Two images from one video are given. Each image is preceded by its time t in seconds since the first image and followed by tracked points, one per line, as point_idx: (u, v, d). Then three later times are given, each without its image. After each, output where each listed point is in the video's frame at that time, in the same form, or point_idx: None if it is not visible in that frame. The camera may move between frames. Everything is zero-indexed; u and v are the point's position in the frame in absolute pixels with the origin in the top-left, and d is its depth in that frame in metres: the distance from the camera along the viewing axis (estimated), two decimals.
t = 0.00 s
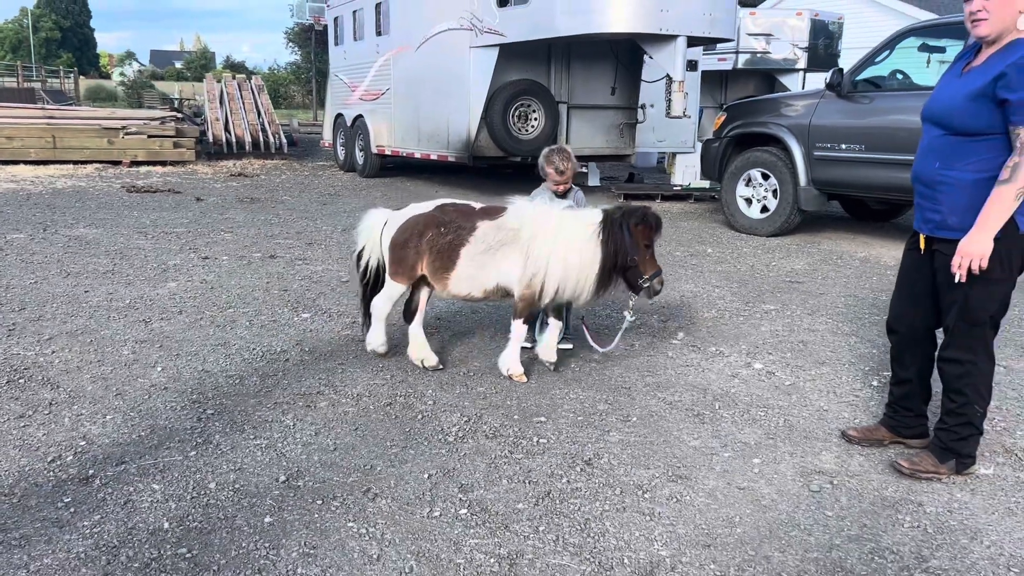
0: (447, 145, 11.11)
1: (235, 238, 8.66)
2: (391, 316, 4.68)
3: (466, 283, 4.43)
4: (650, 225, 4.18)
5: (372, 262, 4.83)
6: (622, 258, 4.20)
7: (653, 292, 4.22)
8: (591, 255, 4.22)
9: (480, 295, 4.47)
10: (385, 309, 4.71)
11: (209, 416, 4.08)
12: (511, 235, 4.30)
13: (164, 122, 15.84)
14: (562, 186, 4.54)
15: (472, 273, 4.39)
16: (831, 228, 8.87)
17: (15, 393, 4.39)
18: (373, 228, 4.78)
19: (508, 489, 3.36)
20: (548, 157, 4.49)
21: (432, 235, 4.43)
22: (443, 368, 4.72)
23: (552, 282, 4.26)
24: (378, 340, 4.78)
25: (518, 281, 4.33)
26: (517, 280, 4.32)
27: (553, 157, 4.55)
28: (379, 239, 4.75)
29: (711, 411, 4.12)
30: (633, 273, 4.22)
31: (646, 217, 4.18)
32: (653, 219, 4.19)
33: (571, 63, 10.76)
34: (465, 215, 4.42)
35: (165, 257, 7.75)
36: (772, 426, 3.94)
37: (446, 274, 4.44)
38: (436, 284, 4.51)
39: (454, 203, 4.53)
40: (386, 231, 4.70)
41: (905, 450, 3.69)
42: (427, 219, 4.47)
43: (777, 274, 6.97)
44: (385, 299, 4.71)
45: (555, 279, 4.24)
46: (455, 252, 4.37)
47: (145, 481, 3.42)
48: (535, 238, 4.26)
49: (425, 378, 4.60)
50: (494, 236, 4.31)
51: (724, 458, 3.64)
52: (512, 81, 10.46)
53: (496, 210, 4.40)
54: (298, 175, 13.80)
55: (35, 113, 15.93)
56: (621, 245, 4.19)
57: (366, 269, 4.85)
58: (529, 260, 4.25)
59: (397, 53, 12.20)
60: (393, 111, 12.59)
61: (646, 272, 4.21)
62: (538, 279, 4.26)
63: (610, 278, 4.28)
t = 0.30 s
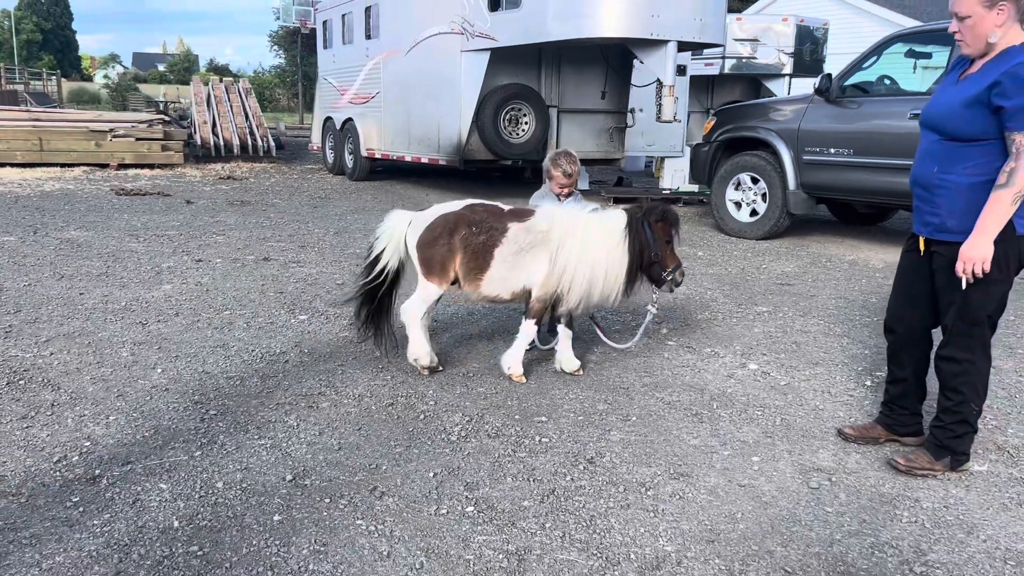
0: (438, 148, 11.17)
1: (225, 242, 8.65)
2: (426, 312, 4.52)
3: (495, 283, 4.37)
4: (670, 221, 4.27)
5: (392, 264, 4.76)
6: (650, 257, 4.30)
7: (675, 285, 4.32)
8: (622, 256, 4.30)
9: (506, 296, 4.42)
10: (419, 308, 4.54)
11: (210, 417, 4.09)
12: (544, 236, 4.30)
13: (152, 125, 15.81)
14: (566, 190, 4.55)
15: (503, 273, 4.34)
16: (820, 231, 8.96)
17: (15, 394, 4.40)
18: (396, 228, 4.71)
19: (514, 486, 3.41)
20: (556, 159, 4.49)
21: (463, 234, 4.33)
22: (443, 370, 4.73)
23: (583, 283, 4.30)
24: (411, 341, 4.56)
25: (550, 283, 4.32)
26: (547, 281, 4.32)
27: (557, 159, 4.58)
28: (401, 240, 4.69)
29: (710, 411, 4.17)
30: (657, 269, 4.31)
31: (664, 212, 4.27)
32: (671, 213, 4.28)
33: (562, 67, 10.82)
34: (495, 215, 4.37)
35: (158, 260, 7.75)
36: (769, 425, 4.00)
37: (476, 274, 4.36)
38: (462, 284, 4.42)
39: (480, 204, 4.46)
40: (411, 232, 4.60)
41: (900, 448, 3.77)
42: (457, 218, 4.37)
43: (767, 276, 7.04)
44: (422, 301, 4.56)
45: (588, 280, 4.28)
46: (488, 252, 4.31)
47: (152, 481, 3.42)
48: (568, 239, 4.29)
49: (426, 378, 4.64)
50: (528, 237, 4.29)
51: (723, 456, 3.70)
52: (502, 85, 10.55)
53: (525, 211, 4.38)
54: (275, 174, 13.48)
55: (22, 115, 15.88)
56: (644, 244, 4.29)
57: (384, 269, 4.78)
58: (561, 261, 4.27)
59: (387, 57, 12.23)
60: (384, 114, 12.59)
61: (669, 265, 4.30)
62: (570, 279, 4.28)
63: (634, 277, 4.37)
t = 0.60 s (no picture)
0: (409, 124, 9.19)
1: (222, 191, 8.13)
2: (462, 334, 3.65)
3: (529, 283, 3.55)
4: (722, 204, 3.63)
5: (397, 270, 3.73)
6: (702, 249, 3.62)
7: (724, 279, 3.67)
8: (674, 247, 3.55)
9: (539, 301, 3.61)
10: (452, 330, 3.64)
11: (145, 424, 3.37)
12: (586, 223, 3.51)
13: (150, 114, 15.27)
14: (575, 172, 3.84)
15: (538, 271, 3.53)
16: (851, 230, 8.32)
17: None
18: (401, 228, 3.65)
19: (517, 527, 2.83)
20: (572, 133, 3.76)
21: (491, 222, 3.50)
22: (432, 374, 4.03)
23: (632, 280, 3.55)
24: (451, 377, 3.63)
25: (595, 281, 3.55)
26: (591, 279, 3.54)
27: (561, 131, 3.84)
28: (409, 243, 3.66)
29: (747, 437, 3.45)
30: (709, 261, 3.64)
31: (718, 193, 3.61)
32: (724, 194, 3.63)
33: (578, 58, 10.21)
34: (526, 199, 3.56)
35: (143, 209, 7.16)
36: (819, 452, 3.36)
37: (505, 272, 3.53)
38: (487, 286, 3.57)
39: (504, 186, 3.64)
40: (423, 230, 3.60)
41: (974, 479, 3.16)
42: (482, 203, 3.54)
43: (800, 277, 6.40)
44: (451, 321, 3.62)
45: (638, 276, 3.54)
46: (521, 245, 3.49)
47: (82, 520, 2.77)
48: (615, 227, 3.51)
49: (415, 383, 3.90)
50: (568, 224, 3.49)
51: (765, 490, 3.09)
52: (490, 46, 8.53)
53: (559, 194, 3.57)
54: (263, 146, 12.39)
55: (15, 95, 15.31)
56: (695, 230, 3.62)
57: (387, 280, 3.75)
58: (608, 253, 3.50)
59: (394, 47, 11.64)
60: (341, 81, 10.37)
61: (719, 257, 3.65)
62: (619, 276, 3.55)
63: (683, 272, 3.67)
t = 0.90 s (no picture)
0: (387, 117, 8.45)
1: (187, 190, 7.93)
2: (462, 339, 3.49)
3: (559, 284, 3.42)
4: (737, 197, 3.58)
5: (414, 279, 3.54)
6: (723, 245, 3.57)
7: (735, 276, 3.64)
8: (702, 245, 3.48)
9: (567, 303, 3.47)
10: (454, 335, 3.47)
11: (115, 434, 3.21)
12: (616, 221, 3.40)
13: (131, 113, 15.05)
14: (559, 165, 3.69)
15: (570, 271, 3.40)
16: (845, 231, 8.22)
17: None
18: (416, 231, 3.48)
19: (511, 540, 2.69)
20: (560, 124, 3.60)
21: (518, 222, 3.36)
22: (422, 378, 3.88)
23: (663, 280, 3.46)
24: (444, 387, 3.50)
25: (626, 282, 3.44)
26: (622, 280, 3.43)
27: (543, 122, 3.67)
28: (424, 245, 3.47)
29: (749, 445, 3.33)
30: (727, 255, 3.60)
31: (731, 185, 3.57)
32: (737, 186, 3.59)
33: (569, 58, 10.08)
34: (551, 198, 3.44)
35: (116, 208, 6.98)
36: (823, 461, 3.22)
37: (533, 273, 3.40)
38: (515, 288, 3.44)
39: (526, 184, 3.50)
40: (441, 232, 3.43)
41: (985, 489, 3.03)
42: (507, 201, 3.39)
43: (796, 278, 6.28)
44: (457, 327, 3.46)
45: (670, 275, 3.45)
46: (552, 244, 3.36)
47: (49, 533, 2.61)
48: (646, 225, 3.42)
49: (402, 385, 3.75)
50: (598, 223, 3.38)
51: (768, 501, 2.95)
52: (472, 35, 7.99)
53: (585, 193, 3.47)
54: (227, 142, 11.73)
55: None
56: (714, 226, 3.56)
57: (406, 288, 3.56)
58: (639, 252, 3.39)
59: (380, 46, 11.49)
60: (312, 72, 9.56)
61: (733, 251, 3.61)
62: (652, 275, 3.44)
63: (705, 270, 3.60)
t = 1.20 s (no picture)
0: (358, 107, 8.20)
1: (138, 185, 7.70)
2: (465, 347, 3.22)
3: (593, 287, 3.24)
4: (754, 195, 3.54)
5: (438, 289, 3.24)
6: (747, 245, 3.52)
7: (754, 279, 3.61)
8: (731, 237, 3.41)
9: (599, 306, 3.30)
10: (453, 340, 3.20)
11: (66, 449, 3.00)
12: (647, 216, 3.28)
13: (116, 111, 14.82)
14: (534, 154, 3.45)
15: (606, 273, 3.24)
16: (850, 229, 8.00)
17: None
18: (437, 234, 3.19)
19: (498, 563, 2.47)
20: (534, 108, 3.40)
21: (549, 222, 3.13)
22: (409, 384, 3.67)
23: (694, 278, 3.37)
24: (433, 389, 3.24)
25: (660, 282, 3.32)
26: (655, 277, 3.31)
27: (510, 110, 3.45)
28: (446, 248, 3.18)
29: (753, 460, 3.12)
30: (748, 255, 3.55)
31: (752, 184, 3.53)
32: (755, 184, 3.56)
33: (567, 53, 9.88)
34: (578, 195, 3.25)
35: (94, 206, 6.75)
36: (834, 477, 3.00)
37: (566, 277, 3.20)
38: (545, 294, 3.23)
39: (550, 181, 3.28)
40: (467, 235, 3.16)
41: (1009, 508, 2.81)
42: (537, 201, 3.15)
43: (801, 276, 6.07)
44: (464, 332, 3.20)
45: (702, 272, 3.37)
46: (587, 246, 3.18)
47: None
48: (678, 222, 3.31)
49: (382, 395, 3.54)
50: (631, 219, 3.24)
51: (776, 520, 2.74)
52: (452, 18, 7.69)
53: (610, 189, 3.32)
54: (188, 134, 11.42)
55: None
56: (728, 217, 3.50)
57: (429, 298, 3.25)
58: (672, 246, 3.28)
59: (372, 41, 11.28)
60: (279, 59, 9.28)
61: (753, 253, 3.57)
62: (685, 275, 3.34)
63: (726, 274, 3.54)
